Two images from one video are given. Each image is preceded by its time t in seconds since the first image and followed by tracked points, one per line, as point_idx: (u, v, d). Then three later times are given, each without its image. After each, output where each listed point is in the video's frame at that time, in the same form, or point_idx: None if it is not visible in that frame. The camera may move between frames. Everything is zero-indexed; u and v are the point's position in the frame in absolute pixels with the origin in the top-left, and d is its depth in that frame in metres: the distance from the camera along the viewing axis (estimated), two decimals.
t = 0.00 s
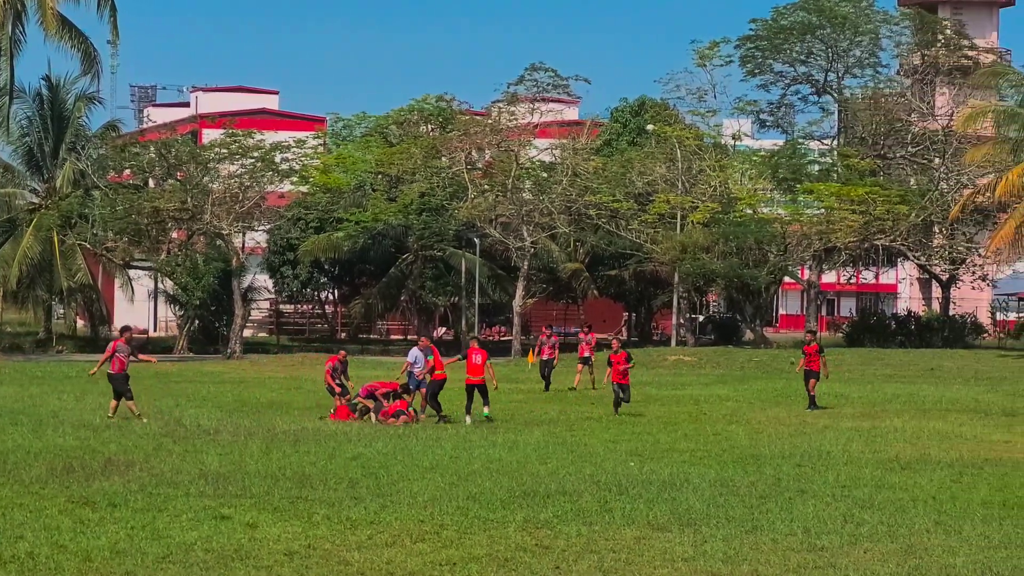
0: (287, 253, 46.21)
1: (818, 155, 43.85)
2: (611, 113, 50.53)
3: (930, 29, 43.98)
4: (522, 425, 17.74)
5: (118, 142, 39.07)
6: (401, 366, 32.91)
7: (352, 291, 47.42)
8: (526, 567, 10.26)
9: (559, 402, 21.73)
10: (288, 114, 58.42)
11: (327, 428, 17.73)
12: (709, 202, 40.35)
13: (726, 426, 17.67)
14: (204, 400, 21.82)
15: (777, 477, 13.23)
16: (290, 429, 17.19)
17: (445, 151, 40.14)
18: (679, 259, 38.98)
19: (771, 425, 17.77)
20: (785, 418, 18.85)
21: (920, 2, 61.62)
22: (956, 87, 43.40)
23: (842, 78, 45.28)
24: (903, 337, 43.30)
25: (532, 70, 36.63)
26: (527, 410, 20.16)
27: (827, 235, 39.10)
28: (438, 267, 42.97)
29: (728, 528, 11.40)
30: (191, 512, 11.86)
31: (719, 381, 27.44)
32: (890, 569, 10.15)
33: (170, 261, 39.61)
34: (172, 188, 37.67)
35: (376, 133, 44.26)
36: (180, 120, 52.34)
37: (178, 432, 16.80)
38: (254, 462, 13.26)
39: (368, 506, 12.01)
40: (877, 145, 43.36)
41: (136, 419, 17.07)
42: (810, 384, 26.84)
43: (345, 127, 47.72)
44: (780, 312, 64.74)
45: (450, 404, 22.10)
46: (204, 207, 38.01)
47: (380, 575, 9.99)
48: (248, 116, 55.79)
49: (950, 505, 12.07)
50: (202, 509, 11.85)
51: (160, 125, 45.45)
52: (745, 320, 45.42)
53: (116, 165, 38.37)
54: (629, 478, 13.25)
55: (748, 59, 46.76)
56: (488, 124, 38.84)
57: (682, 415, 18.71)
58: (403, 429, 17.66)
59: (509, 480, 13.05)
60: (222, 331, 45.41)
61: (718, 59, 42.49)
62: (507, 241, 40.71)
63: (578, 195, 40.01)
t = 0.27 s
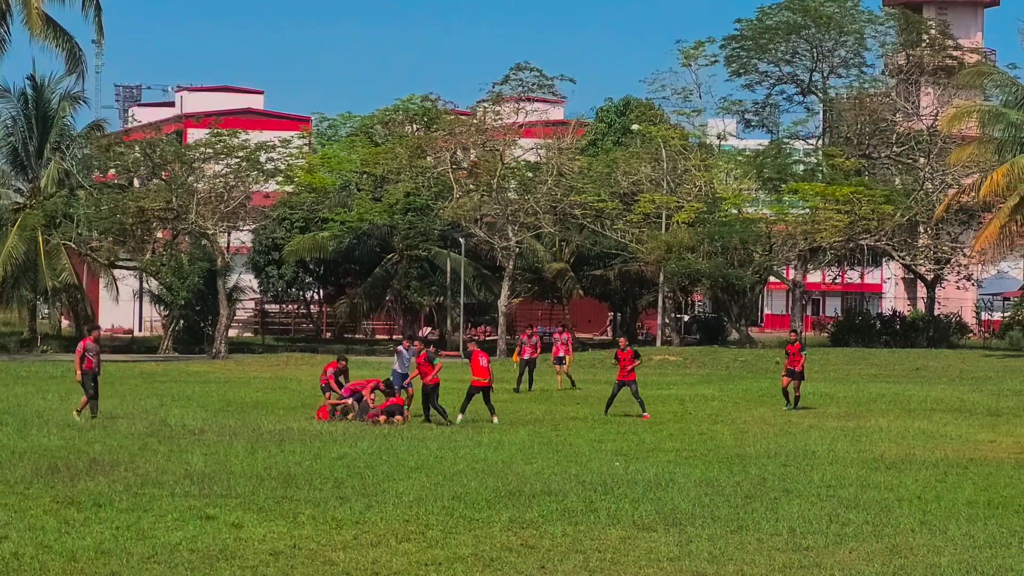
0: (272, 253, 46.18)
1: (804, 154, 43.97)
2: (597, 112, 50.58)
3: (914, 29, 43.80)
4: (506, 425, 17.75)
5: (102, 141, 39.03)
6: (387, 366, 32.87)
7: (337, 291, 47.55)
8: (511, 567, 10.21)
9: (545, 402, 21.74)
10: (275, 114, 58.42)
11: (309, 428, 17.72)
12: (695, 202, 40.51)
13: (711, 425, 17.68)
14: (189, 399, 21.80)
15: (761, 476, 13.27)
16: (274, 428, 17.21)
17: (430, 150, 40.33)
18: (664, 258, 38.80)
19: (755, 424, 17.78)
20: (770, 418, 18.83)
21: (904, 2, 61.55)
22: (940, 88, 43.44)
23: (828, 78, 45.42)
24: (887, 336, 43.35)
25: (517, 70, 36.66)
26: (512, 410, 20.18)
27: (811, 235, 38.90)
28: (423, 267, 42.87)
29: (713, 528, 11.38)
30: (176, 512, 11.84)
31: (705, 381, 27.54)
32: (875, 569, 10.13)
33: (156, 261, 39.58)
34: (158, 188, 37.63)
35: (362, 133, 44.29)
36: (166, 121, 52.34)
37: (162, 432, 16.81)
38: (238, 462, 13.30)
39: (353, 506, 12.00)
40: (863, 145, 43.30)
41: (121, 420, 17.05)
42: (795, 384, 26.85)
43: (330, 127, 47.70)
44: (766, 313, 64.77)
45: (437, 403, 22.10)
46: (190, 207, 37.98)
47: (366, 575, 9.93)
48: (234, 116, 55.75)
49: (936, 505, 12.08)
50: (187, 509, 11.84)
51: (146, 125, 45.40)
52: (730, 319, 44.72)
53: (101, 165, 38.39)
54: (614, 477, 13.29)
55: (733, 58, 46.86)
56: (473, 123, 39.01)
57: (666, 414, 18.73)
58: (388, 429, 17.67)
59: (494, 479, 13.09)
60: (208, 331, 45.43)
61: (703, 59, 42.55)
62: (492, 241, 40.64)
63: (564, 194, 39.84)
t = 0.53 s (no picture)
0: (270, 253, 46.65)
1: (801, 154, 44.00)
2: (595, 112, 50.59)
3: (912, 29, 43.71)
4: (503, 425, 17.76)
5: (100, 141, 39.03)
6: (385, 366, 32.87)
7: (335, 291, 47.61)
8: (509, 567, 10.20)
9: (543, 402, 21.74)
10: (273, 114, 58.42)
11: (306, 428, 17.72)
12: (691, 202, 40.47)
13: (708, 426, 17.68)
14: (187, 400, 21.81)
15: (758, 477, 13.27)
16: (271, 429, 17.20)
17: (427, 150, 40.47)
18: (662, 258, 38.80)
19: (752, 424, 17.78)
20: (767, 418, 18.82)
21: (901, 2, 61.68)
22: (937, 89, 43.83)
23: (825, 78, 45.45)
24: (885, 337, 43.45)
25: (514, 70, 36.65)
26: (511, 410, 20.16)
27: (809, 235, 38.91)
28: (421, 267, 42.90)
29: (710, 528, 11.38)
30: (173, 512, 11.84)
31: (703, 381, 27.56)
32: (873, 569, 10.12)
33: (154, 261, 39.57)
34: (156, 188, 37.62)
35: (360, 133, 44.30)
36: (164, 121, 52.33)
37: (159, 432, 16.82)
38: (236, 462, 13.29)
39: (351, 506, 12.00)
40: (859, 146, 42.84)
41: (118, 420, 17.05)
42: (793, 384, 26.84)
43: (327, 127, 47.69)
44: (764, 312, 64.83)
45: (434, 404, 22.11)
46: (186, 207, 37.97)
47: (363, 574, 9.93)
48: (232, 116, 55.74)
49: (933, 505, 12.09)
50: (185, 509, 11.84)
51: (143, 125, 45.39)
52: (728, 320, 44.81)
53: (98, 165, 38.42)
54: (611, 478, 13.29)
55: (730, 58, 46.86)
56: (471, 123, 39.12)
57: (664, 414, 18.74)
58: (386, 429, 17.68)
59: (491, 479, 13.09)
60: (205, 331, 45.39)
61: (701, 59, 42.56)
62: (489, 242, 40.62)
63: (562, 194, 39.74)
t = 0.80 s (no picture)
0: (268, 253, 46.53)
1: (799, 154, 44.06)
2: (593, 112, 50.63)
3: (910, 28, 43.85)
4: (502, 425, 17.75)
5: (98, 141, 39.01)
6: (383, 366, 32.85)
7: (333, 291, 47.71)
8: (507, 567, 10.20)
9: (541, 402, 21.74)
10: (271, 114, 58.41)
11: (305, 428, 17.72)
12: (690, 201, 40.74)
13: (707, 426, 17.66)
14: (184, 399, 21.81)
15: (757, 476, 13.26)
16: (270, 429, 17.20)
17: (426, 150, 40.18)
18: (660, 258, 38.77)
19: (751, 424, 17.77)
20: (766, 418, 18.80)
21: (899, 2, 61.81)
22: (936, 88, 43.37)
23: (823, 78, 45.48)
24: (883, 336, 43.39)
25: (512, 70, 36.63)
26: (510, 410, 20.14)
27: (807, 235, 38.93)
28: (419, 267, 42.97)
29: (709, 527, 11.38)
30: (172, 512, 11.84)
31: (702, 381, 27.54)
32: (871, 569, 10.12)
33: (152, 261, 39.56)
34: (154, 188, 37.59)
35: (358, 132, 44.30)
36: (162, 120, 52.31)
37: (158, 432, 16.82)
38: (235, 462, 13.27)
39: (349, 505, 12.01)
40: (857, 145, 43.33)
41: (116, 420, 17.04)
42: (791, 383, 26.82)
43: (325, 127, 47.69)
44: (763, 312, 64.86)
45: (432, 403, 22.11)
46: (184, 207, 37.95)
47: (362, 575, 9.92)
48: (230, 116, 55.71)
49: (932, 505, 12.09)
50: (183, 509, 11.84)
51: (141, 125, 45.35)
52: (726, 320, 44.84)
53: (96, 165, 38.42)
54: (610, 478, 13.28)
55: (728, 58, 46.86)
56: (470, 123, 38.85)
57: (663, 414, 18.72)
58: (384, 429, 17.67)
59: (490, 479, 13.08)
60: (204, 331, 45.44)
61: (699, 59, 42.57)
62: (487, 241, 40.60)
63: (560, 194, 39.68)
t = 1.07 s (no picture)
0: (266, 253, 46.20)
1: (797, 154, 44.01)
2: (591, 112, 50.62)
3: (908, 28, 43.56)
4: (499, 425, 17.73)
5: (96, 141, 39.01)
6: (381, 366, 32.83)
7: (331, 291, 47.58)
8: (506, 567, 10.19)
9: (538, 402, 21.73)
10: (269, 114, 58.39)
11: (302, 428, 17.71)
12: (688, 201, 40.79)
13: (704, 426, 17.65)
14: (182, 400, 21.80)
15: (754, 476, 13.25)
16: (267, 429, 17.20)
17: (423, 150, 39.66)
18: (658, 258, 38.72)
19: (749, 424, 17.75)
20: (764, 417, 18.76)
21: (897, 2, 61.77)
22: (933, 88, 43.34)
23: (821, 77, 45.43)
24: (881, 336, 43.34)
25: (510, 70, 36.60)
26: (508, 410, 20.12)
27: (805, 235, 38.96)
28: (416, 267, 43.05)
29: (707, 527, 11.37)
30: (169, 512, 11.84)
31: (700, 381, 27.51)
32: (869, 569, 10.11)
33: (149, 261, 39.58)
34: (151, 188, 37.56)
35: (356, 132, 44.27)
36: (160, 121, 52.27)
37: (155, 433, 16.82)
38: (233, 462, 13.26)
39: (347, 506, 12.00)
40: (857, 145, 43.55)
41: (113, 421, 17.04)
42: (788, 383, 26.80)
43: (323, 127, 47.67)
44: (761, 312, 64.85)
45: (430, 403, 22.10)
46: (183, 206, 37.93)
47: (360, 575, 9.92)
48: (228, 116, 55.67)
49: (930, 505, 12.08)
50: (180, 509, 11.84)
51: (139, 125, 45.31)
52: (723, 320, 44.94)
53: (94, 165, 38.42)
54: (608, 478, 13.26)
55: (726, 58, 46.85)
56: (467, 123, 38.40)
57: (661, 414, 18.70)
58: (382, 429, 17.67)
59: (488, 479, 13.07)
60: (202, 331, 45.44)
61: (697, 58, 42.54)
62: (485, 241, 40.60)
63: (558, 194, 39.65)
